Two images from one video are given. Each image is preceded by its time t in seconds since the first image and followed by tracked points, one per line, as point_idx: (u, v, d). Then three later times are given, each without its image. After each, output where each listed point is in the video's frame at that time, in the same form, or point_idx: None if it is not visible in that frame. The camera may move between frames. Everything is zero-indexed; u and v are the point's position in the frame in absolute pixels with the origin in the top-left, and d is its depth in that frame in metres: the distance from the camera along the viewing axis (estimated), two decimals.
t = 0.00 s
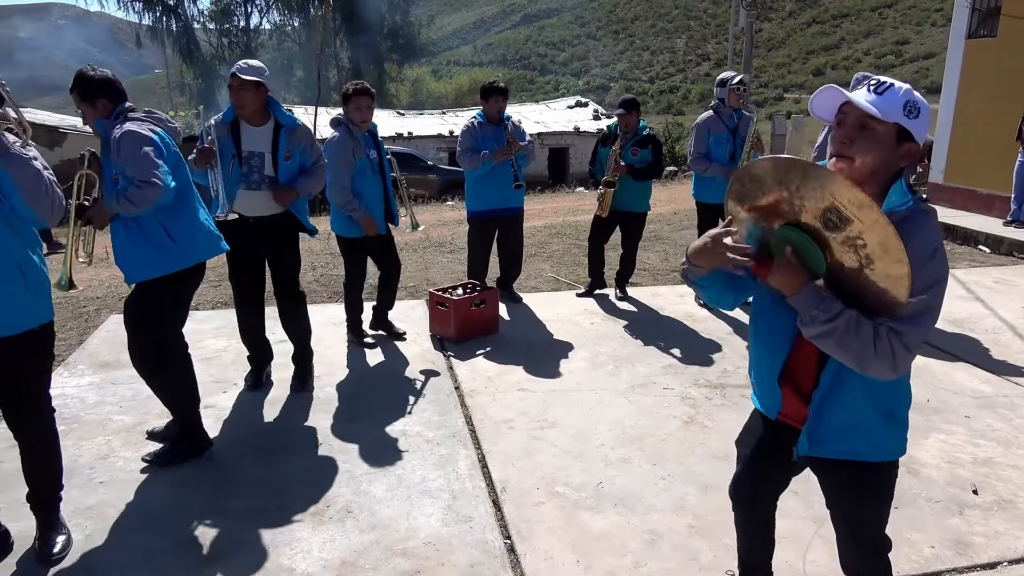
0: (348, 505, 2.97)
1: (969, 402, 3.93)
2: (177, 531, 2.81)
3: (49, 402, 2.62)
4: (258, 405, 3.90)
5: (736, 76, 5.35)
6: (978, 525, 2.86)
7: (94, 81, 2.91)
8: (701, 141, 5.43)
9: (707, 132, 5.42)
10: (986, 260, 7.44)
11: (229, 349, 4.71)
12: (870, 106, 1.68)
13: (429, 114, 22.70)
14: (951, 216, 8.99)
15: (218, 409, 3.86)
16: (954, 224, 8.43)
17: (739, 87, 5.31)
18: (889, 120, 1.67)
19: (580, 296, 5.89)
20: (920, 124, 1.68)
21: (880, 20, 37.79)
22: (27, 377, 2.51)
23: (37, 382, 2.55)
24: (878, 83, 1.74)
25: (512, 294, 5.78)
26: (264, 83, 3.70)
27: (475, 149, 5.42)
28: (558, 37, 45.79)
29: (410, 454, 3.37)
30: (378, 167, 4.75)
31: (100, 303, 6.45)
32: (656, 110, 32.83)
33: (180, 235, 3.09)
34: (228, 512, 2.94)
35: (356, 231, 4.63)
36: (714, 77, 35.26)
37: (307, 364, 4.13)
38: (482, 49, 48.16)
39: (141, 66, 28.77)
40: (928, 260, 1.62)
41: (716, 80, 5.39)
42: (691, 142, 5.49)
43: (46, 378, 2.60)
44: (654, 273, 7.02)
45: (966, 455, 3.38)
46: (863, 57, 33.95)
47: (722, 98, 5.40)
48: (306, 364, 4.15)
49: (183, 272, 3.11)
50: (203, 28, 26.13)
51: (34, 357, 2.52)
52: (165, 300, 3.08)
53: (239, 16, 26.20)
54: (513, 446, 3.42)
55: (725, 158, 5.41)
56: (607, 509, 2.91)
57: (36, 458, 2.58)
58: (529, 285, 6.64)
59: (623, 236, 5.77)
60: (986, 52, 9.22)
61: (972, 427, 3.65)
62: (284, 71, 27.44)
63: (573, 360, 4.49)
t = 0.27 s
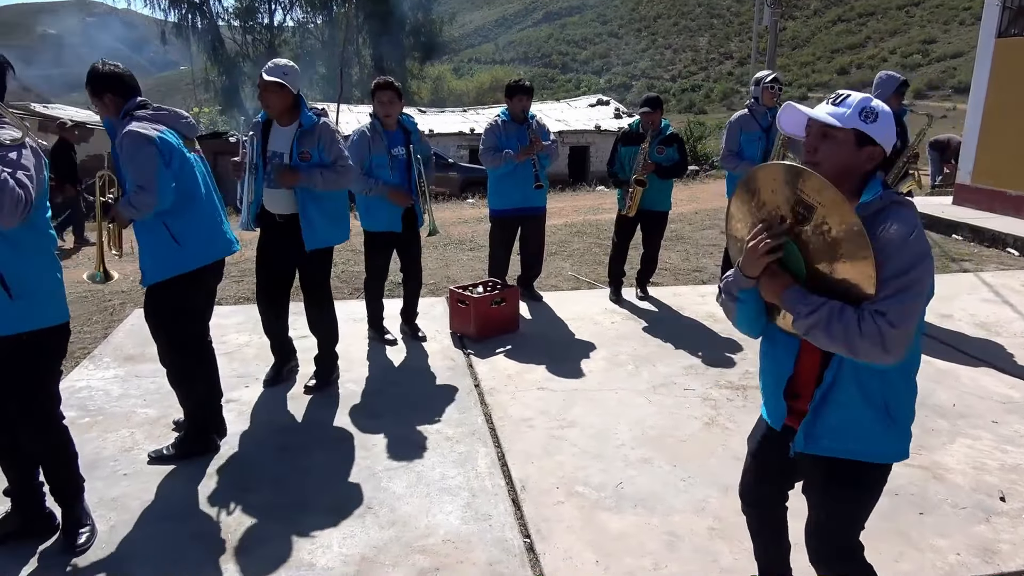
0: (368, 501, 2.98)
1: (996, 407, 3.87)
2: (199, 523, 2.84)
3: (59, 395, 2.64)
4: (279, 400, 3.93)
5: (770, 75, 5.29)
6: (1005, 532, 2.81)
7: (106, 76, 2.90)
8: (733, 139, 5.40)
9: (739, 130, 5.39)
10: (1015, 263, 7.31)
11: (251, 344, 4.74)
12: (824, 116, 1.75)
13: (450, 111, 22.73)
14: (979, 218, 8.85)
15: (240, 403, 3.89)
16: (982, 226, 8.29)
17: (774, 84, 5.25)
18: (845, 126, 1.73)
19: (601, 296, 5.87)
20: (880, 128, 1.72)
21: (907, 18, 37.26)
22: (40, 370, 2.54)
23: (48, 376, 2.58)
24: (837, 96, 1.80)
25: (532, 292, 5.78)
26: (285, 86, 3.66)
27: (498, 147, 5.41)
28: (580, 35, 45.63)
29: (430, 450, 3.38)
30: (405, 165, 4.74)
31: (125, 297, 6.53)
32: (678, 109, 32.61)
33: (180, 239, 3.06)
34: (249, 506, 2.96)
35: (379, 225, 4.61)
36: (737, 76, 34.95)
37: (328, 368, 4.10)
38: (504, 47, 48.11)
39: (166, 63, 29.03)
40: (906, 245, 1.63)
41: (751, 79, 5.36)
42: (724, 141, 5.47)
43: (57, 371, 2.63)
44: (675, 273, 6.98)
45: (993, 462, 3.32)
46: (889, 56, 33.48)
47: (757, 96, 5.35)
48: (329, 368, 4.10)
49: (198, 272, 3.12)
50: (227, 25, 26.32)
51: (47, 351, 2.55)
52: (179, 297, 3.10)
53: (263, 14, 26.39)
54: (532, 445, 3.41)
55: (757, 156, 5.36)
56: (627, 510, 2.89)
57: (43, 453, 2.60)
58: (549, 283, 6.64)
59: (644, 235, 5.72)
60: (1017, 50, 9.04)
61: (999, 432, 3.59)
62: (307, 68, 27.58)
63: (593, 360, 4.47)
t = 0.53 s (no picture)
0: (391, 497, 3.00)
1: None
2: (225, 516, 2.88)
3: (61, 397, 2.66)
4: (303, 396, 3.96)
5: (806, 75, 5.26)
6: None
7: (141, 66, 2.94)
8: (765, 139, 5.38)
9: (772, 131, 5.36)
10: None
11: (276, 339, 4.79)
12: (855, 103, 1.73)
13: (475, 110, 22.76)
14: (1010, 220, 8.69)
15: (265, 398, 3.93)
16: (1014, 229, 8.14)
17: (808, 84, 5.21)
18: (876, 113, 1.70)
19: (624, 296, 5.84)
20: (911, 116, 1.68)
21: (938, 17, 36.64)
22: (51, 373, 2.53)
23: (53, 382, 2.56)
24: (874, 83, 1.77)
25: (555, 291, 5.77)
26: (301, 79, 3.69)
27: (523, 148, 5.42)
28: (604, 34, 45.47)
29: (452, 448, 3.39)
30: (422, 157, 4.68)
31: (153, 292, 6.62)
32: (703, 108, 32.38)
33: (172, 239, 3.05)
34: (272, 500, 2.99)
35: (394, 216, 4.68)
36: (763, 75, 34.62)
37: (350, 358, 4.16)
38: (528, 45, 48.08)
39: (194, 61, 29.33)
40: (910, 237, 1.58)
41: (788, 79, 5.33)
42: (756, 141, 5.45)
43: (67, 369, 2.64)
44: (699, 274, 6.93)
45: None
46: (919, 56, 32.96)
47: (792, 97, 5.32)
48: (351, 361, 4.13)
49: (213, 267, 3.13)
50: (254, 23, 26.53)
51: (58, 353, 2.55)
52: (197, 291, 3.13)
53: (289, 12, 26.60)
54: (554, 444, 3.41)
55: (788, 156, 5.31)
56: (650, 511, 2.88)
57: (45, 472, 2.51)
58: (572, 283, 6.62)
59: (669, 235, 5.68)
60: None
61: None
62: (332, 66, 27.76)
63: (616, 360, 4.46)
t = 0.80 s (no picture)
0: (420, 495, 3.01)
1: None
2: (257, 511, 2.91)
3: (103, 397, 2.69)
4: (334, 393, 4.00)
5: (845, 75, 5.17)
6: None
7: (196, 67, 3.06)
8: (801, 139, 5.30)
9: (808, 130, 5.28)
10: None
11: (309, 335, 4.85)
12: (886, 134, 1.72)
13: (506, 109, 22.78)
14: None
15: (297, 394, 3.98)
16: None
17: (847, 84, 5.12)
18: (909, 145, 1.70)
19: (655, 297, 5.80)
20: (951, 150, 1.66)
21: (980, 16, 35.80)
22: (91, 376, 2.55)
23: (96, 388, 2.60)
24: (914, 109, 1.75)
25: (585, 291, 5.75)
26: (319, 87, 3.68)
27: (556, 148, 5.40)
28: (637, 33, 45.21)
29: (482, 447, 3.39)
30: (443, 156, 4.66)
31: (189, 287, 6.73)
32: (737, 108, 32.04)
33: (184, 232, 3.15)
34: (304, 495, 3.03)
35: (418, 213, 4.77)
36: (798, 75, 34.15)
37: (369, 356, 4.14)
38: (560, 45, 47.99)
39: (231, 60, 29.77)
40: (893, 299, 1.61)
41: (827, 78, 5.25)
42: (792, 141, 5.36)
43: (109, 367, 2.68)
44: (732, 276, 6.86)
45: None
46: (960, 56, 32.23)
47: (831, 97, 5.24)
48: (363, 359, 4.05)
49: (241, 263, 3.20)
50: (289, 23, 26.84)
51: (97, 358, 2.56)
52: (224, 283, 3.19)
53: (324, 12, 26.88)
54: (584, 445, 3.39)
55: (825, 156, 5.22)
56: (680, 515, 2.85)
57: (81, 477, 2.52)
58: (602, 283, 6.59)
59: (701, 237, 5.62)
60: None
61: None
62: (365, 65, 27.99)
63: (647, 361, 4.43)
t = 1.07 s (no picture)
0: (446, 498, 3.01)
1: None
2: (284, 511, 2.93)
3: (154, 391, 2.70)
4: (361, 393, 4.03)
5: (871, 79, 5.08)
6: None
7: (221, 62, 3.12)
8: (829, 146, 5.22)
9: (835, 137, 5.20)
10: None
11: (337, 336, 4.89)
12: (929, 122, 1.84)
13: (534, 113, 22.78)
14: None
15: (325, 395, 4.02)
16: None
17: (874, 89, 5.04)
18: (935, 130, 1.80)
19: (683, 303, 5.76)
20: (962, 133, 1.72)
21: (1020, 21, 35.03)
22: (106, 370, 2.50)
23: (137, 383, 2.60)
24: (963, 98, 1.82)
25: (612, 296, 5.73)
26: (349, 80, 3.72)
27: (585, 152, 5.39)
28: (667, 37, 44.97)
29: (508, 451, 3.39)
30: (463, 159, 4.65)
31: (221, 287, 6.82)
32: (767, 113, 31.71)
33: (196, 223, 3.25)
34: (331, 495, 3.06)
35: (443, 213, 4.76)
36: (830, 79, 33.70)
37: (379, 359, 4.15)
38: (589, 48, 47.90)
39: (262, 63, 30.13)
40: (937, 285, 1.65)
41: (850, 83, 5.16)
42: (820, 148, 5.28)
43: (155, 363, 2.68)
44: (761, 282, 6.78)
45: None
46: (998, 61, 31.57)
47: (856, 102, 5.16)
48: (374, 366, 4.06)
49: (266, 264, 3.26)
50: (321, 26, 27.08)
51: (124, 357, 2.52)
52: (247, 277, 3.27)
53: (355, 15, 27.10)
54: (611, 451, 3.37)
55: (855, 163, 5.14)
56: (707, 524, 2.82)
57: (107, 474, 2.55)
58: (630, 288, 6.56)
59: (730, 242, 5.56)
60: None
61: None
62: (395, 68, 28.17)
63: (675, 368, 4.39)
